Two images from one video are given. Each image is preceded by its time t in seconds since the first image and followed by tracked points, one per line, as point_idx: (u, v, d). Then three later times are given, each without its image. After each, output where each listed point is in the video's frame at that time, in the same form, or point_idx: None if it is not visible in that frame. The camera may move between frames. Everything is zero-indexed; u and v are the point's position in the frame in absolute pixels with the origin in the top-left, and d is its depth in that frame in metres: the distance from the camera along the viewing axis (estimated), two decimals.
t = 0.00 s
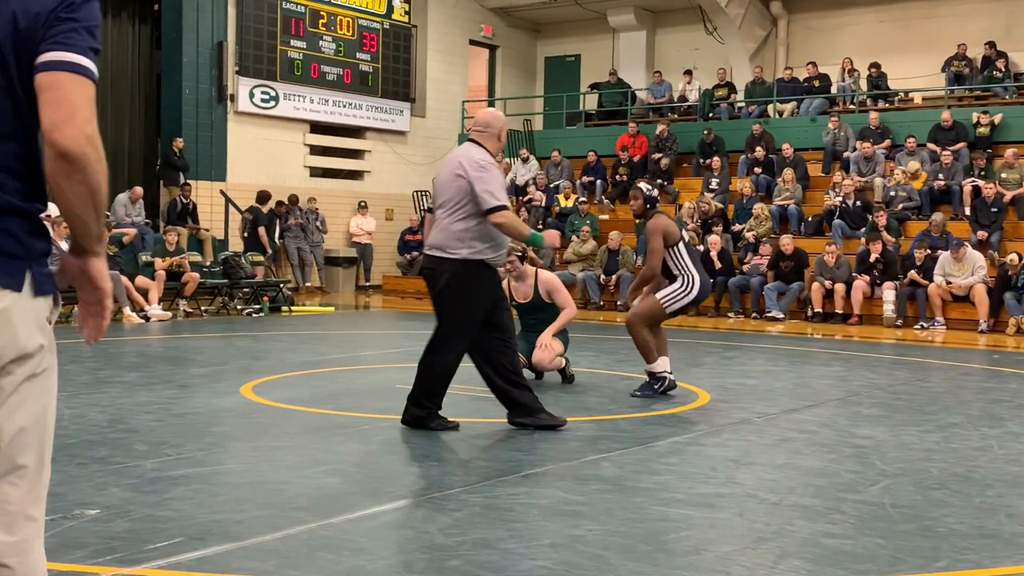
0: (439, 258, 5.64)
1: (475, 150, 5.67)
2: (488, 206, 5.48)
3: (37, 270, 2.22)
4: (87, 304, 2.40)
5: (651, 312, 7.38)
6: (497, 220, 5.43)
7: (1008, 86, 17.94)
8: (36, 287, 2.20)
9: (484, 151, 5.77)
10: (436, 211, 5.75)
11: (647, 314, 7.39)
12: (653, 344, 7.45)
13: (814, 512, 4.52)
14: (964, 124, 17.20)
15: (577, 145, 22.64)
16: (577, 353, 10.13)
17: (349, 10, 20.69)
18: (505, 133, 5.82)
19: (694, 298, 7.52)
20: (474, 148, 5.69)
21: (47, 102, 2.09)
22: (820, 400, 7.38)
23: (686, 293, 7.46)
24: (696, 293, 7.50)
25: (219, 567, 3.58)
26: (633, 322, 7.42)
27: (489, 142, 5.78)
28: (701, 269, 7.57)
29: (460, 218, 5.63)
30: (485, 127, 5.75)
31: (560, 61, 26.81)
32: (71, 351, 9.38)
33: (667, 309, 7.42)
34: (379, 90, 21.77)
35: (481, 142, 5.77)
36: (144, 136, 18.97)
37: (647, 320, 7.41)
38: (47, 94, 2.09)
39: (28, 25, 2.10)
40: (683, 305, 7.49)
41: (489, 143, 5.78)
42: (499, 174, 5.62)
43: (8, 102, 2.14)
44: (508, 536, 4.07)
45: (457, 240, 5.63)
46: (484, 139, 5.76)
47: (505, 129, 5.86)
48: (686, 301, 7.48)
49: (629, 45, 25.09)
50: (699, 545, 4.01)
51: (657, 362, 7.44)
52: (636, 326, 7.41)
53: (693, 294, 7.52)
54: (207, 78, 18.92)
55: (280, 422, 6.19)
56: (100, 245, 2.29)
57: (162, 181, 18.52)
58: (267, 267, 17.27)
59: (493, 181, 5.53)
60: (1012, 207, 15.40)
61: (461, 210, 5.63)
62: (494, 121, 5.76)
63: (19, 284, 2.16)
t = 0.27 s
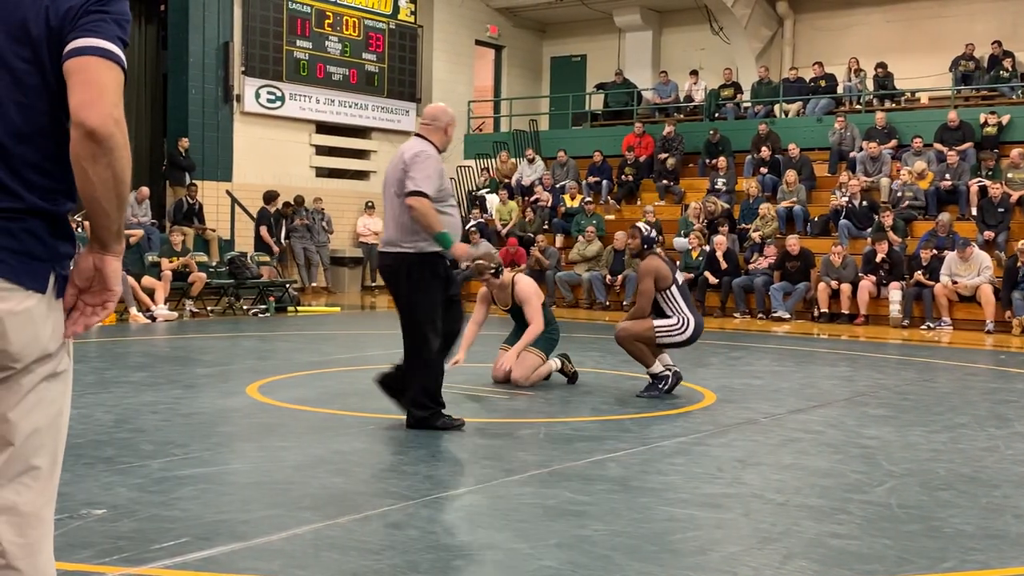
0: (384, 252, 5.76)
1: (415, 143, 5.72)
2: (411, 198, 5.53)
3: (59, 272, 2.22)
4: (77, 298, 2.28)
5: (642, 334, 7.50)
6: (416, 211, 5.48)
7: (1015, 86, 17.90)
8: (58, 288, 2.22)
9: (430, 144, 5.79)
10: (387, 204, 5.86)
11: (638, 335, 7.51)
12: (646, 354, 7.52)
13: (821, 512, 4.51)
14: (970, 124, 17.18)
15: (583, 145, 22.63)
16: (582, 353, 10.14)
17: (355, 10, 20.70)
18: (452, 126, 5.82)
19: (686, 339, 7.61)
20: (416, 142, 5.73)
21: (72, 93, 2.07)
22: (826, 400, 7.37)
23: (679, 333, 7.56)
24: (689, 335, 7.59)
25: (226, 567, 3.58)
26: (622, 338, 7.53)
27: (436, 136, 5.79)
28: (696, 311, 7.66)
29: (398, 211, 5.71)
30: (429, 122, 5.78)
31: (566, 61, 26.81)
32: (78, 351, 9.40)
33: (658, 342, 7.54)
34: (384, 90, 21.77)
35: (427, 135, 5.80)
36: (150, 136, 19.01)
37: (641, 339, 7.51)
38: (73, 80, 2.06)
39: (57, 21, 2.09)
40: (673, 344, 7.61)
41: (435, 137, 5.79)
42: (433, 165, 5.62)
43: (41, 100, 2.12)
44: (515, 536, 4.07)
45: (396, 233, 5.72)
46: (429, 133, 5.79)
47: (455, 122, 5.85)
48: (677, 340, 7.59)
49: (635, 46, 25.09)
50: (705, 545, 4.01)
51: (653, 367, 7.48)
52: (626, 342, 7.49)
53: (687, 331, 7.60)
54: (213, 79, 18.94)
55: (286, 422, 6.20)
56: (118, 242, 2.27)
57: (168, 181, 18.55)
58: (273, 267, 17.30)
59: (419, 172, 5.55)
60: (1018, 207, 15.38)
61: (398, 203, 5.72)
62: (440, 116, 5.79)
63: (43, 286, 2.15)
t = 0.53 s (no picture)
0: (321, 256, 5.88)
1: (358, 149, 5.83)
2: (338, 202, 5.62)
3: (41, 273, 2.14)
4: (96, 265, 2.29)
5: (646, 341, 7.44)
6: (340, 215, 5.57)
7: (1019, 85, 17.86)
8: (40, 290, 2.13)
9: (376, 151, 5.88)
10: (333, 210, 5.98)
11: (642, 340, 7.45)
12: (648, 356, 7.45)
13: (824, 512, 4.51)
14: (974, 124, 17.17)
15: (587, 145, 22.64)
16: (586, 353, 10.15)
17: (358, 10, 20.72)
18: (399, 134, 5.89)
19: (685, 355, 7.60)
20: (361, 149, 5.83)
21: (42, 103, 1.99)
22: (829, 399, 7.38)
23: (679, 348, 7.55)
24: (689, 351, 7.58)
25: (229, 567, 3.58)
26: (624, 341, 7.46)
27: (383, 143, 5.89)
28: (695, 328, 7.64)
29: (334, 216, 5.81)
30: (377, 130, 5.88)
31: (570, 61, 26.81)
32: (81, 351, 9.41)
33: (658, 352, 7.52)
34: (388, 90, 21.78)
35: (375, 143, 5.89)
36: (154, 136, 19.02)
37: (645, 344, 7.46)
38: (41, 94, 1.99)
39: (23, 22, 2.01)
40: (672, 358, 7.59)
41: (381, 145, 5.88)
42: (367, 171, 5.70)
43: (7, 100, 2.04)
44: (518, 536, 4.06)
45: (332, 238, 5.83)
46: (376, 140, 5.88)
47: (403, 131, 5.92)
48: (677, 355, 7.57)
49: (638, 46, 25.09)
50: (708, 545, 4.01)
51: (658, 367, 7.46)
52: (628, 346, 7.43)
53: (688, 346, 7.57)
54: (217, 79, 18.93)
55: (289, 422, 6.21)
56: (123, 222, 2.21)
57: (172, 181, 18.55)
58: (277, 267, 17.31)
59: (350, 176, 5.65)
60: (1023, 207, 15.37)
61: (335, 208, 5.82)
62: (390, 123, 5.87)
63: (19, 286, 2.07)
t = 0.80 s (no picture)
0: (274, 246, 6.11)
1: (312, 141, 6.13)
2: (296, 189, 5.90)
3: None
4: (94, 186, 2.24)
5: (647, 340, 7.43)
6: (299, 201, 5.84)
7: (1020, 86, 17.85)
8: None
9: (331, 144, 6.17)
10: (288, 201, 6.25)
11: (642, 340, 7.43)
12: (646, 356, 7.45)
13: (825, 512, 4.51)
14: (975, 124, 17.17)
15: (588, 146, 22.65)
16: (587, 353, 10.16)
17: (359, 10, 20.74)
18: (354, 127, 6.19)
19: (685, 353, 7.60)
20: (316, 141, 6.12)
21: None
22: (830, 400, 7.39)
23: (679, 346, 7.54)
24: (689, 350, 7.58)
25: (230, 567, 3.58)
26: (624, 341, 7.45)
27: (337, 135, 6.19)
28: (695, 328, 7.65)
29: (291, 206, 6.07)
30: (334, 122, 6.18)
31: (571, 61, 26.81)
32: (83, 351, 9.42)
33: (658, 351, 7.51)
34: (389, 90, 21.78)
35: (330, 136, 6.19)
36: (155, 137, 19.01)
37: (644, 343, 7.45)
38: None
39: None
40: (672, 357, 7.58)
41: (337, 137, 6.18)
42: (322, 161, 6.00)
43: None
44: (519, 536, 4.06)
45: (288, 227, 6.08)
46: (331, 133, 6.18)
47: (359, 124, 6.22)
48: (676, 353, 7.57)
49: (639, 46, 25.09)
50: (709, 545, 4.01)
51: (659, 367, 7.47)
52: (629, 346, 7.41)
53: (687, 347, 7.57)
54: (218, 79, 18.93)
55: (290, 421, 6.22)
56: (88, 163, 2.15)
57: (173, 181, 18.55)
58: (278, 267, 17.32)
59: (308, 165, 5.93)
60: None
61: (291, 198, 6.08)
62: (345, 116, 6.18)
63: None
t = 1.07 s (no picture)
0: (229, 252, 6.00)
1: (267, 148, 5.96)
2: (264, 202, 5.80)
3: None
4: None
5: (647, 342, 7.44)
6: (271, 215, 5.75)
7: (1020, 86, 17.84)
8: None
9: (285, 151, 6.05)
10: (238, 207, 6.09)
11: (642, 341, 7.44)
12: (647, 356, 7.45)
13: (825, 512, 4.51)
14: (975, 124, 17.16)
15: (588, 146, 22.66)
16: (587, 353, 10.15)
17: (359, 10, 20.73)
18: (306, 134, 6.07)
19: (684, 355, 7.60)
20: (272, 148, 5.97)
21: None
22: (830, 399, 7.39)
23: (678, 348, 7.54)
24: (688, 352, 7.58)
25: (231, 568, 3.58)
26: (624, 342, 7.45)
27: (290, 143, 6.06)
28: (695, 331, 7.65)
29: (250, 215, 5.93)
30: (286, 129, 6.04)
31: (571, 61, 26.81)
32: (82, 351, 9.42)
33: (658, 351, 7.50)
34: (389, 90, 21.78)
35: (282, 142, 6.06)
36: (155, 136, 19.01)
37: (645, 344, 7.46)
38: None
39: None
40: (671, 358, 7.58)
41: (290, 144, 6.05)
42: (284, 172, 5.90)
43: None
44: (520, 536, 4.06)
45: (246, 235, 5.96)
46: (283, 140, 6.05)
47: (310, 131, 6.11)
48: (676, 355, 7.56)
49: (639, 46, 25.08)
50: (709, 545, 4.01)
51: (659, 367, 7.48)
52: (629, 346, 7.42)
53: (687, 347, 7.57)
54: (218, 79, 18.95)
55: (291, 422, 6.23)
56: None
57: (173, 181, 18.56)
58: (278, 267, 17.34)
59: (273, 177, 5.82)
60: None
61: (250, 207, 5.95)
62: (297, 123, 6.05)
63: None
